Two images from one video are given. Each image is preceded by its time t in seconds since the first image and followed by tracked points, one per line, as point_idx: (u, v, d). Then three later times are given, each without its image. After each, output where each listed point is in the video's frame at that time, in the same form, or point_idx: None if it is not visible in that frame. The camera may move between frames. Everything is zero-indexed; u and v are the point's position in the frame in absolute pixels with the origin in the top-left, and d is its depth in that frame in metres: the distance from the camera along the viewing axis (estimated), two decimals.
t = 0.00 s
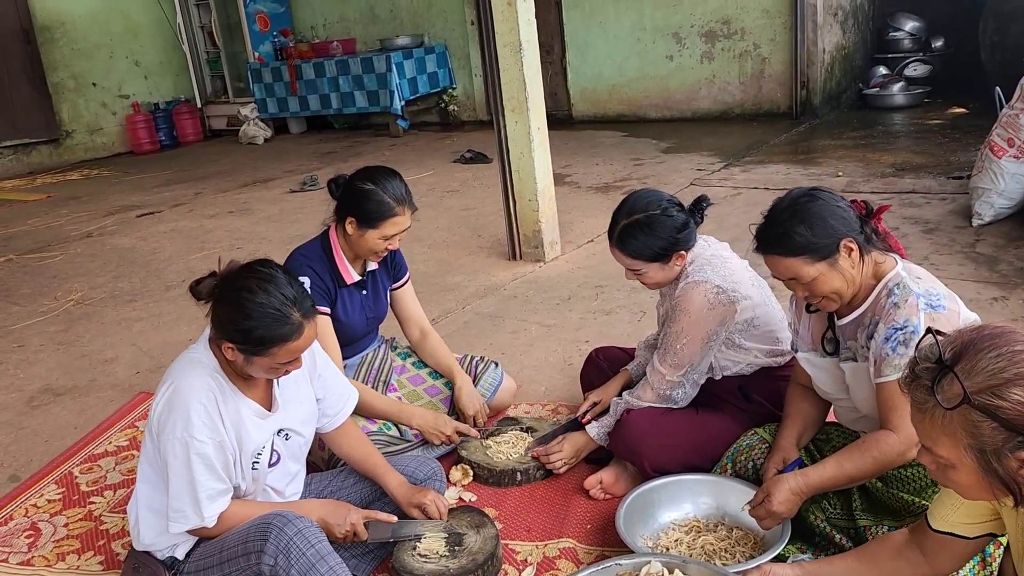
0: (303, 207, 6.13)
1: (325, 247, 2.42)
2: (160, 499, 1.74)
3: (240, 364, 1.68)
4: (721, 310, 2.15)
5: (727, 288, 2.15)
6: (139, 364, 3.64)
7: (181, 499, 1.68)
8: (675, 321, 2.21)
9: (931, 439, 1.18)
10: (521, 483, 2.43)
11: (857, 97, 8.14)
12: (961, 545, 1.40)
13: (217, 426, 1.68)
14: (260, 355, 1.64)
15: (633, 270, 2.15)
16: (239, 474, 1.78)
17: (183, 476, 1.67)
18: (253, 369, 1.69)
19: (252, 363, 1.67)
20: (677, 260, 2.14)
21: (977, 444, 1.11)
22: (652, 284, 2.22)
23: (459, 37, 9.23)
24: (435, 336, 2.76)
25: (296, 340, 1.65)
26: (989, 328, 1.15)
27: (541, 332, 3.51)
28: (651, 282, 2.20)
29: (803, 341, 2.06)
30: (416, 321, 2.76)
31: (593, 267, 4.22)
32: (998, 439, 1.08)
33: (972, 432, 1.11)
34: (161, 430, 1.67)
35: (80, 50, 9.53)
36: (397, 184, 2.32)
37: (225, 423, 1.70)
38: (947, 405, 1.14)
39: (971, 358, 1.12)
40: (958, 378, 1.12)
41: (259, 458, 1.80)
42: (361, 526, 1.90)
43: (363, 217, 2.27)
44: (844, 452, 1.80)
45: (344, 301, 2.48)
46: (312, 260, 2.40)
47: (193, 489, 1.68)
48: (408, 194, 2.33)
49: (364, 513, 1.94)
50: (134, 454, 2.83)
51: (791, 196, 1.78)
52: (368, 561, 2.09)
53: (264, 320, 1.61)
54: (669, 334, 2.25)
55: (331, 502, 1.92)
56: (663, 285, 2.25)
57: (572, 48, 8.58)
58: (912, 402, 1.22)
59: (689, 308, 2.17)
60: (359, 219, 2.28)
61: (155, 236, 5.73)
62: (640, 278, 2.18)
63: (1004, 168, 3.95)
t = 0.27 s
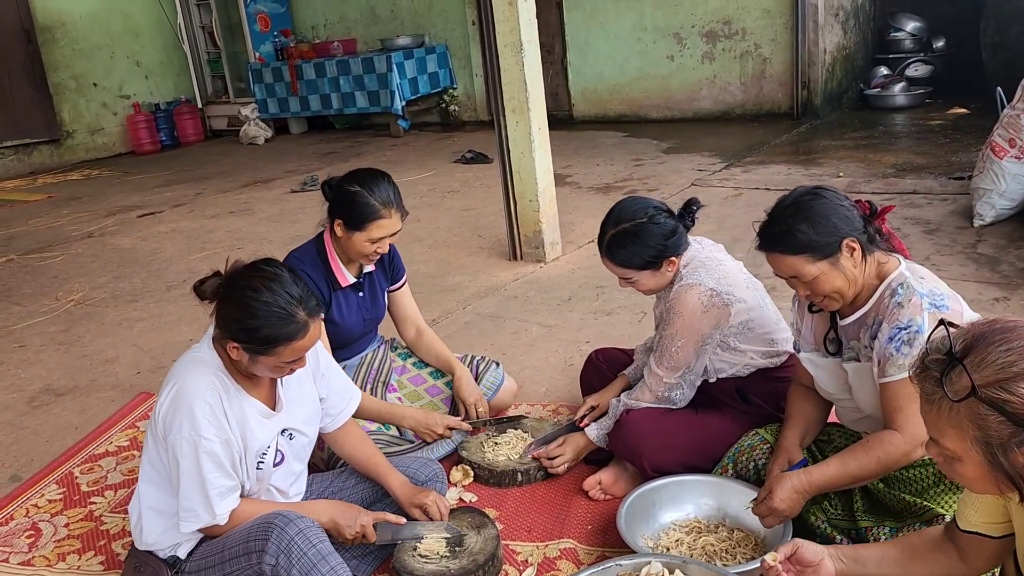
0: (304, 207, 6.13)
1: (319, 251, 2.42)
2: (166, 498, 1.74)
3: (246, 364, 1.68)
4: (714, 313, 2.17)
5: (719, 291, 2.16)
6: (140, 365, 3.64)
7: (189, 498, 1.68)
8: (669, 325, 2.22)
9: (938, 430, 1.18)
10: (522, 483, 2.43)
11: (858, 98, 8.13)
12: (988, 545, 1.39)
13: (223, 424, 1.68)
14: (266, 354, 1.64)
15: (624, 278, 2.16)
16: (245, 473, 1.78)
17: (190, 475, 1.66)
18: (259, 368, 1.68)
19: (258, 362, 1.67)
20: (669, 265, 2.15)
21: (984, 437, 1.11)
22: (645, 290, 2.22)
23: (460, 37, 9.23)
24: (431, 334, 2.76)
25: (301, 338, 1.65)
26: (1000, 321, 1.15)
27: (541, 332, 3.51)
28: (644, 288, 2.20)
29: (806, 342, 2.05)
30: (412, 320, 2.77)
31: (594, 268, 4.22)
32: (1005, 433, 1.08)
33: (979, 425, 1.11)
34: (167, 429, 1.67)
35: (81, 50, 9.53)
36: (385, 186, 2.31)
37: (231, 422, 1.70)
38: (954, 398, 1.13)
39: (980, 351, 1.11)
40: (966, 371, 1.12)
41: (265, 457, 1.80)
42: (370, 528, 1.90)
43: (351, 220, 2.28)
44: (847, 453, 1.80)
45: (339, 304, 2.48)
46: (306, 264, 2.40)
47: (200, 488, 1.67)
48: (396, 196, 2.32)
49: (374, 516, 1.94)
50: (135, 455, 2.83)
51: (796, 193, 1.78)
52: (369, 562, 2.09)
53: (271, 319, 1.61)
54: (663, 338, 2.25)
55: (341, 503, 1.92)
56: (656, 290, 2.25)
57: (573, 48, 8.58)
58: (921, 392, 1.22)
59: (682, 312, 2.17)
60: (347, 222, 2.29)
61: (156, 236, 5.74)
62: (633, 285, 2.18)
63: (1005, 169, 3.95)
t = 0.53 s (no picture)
0: (305, 207, 6.14)
1: (315, 262, 2.41)
2: (162, 499, 1.74)
3: (231, 358, 1.68)
4: (717, 313, 2.17)
5: (723, 292, 2.16)
6: (142, 364, 3.64)
7: (183, 499, 1.69)
8: (671, 324, 2.22)
9: (941, 436, 1.18)
10: (523, 483, 2.43)
11: (859, 98, 8.13)
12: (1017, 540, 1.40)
13: (214, 424, 1.68)
14: (248, 346, 1.65)
15: (627, 276, 2.16)
16: (240, 472, 1.78)
17: (184, 476, 1.67)
18: (244, 362, 1.69)
19: (242, 356, 1.67)
20: (672, 264, 2.15)
21: (986, 442, 1.11)
22: (648, 289, 2.22)
23: (462, 37, 9.23)
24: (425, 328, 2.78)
25: (283, 329, 1.66)
26: (1002, 325, 1.15)
27: (542, 332, 3.51)
28: (646, 287, 2.20)
29: (806, 343, 2.06)
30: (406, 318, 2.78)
31: (595, 268, 4.22)
32: (1008, 438, 1.08)
33: (981, 430, 1.11)
34: (160, 430, 1.67)
35: (82, 50, 9.55)
36: (375, 197, 2.29)
37: (223, 421, 1.70)
38: (957, 404, 1.14)
39: (981, 357, 1.12)
40: (968, 377, 1.13)
41: (259, 455, 1.80)
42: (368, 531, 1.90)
43: (342, 235, 2.27)
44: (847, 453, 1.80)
45: (339, 313, 2.47)
46: (302, 276, 2.40)
47: (195, 488, 1.68)
48: (387, 207, 2.30)
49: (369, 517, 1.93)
50: (136, 454, 2.84)
51: (794, 197, 1.78)
52: (370, 561, 2.09)
53: (250, 310, 1.62)
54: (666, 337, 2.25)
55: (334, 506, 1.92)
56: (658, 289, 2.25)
57: (574, 48, 8.58)
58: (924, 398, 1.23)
59: (685, 312, 2.17)
60: (339, 237, 2.29)
61: (157, 236, 5.74)
62: (635, 283, 2.18)
63: (1007, 169, 3.95)
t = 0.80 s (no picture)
0: (307, 206, 6.14)
1: (318, 275, 2.41)
2: (158, 501, 1.74)
3: (221, 355, 1.68)
4: (724, 314, 2.17)
5: (730, 292, 2.16)
6: (143, 364, 3.65)
7: (179, 501, 1.69)
8: (678, 322, 2.22)
9: (940, 427, 1.18)
10: (524, 483, 2.43)
11: (861, 98, 8.13)
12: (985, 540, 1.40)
13: (208, 425, 1.68)
14: (237, 343, 1.65)
15: (635, 270, 2.16)
16: (236, 472, 1.78)
17: (180, 478, 1.67)
18: (236, 360, 1.69)
19: (233, 353, 1.67)
20: (680, 261, 2.15)
21: (985, 434, 1.11)
22: (655, 285, 2.22)
23: (463, 37, 9.23)
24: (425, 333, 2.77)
25: (272, 324, 1.65)
26: (1001, 319, 1.15)
27: (544, 332, 3.51)
28: (654, 283, 2.20)
29: (806, 342, 2.06)
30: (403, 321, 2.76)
31: (596, 268, 4.22)
32: (1006, 430, 1.08)
33: (979, 421, 1.11)
34: (154, 433, 1.67)
35: (84, 50, 9.55)
36: (376, 214, 2.25)
37: (218, 422, 1.70)
38: (956, 395, 1.14)
39: (980, 349, 1.12)
40: (967, 368, 1.13)
41: (255, 456, 1.80)
42: (368, 517, 1.90)
43: (343, 253, 2.25)
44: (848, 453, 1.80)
45: (341, 324, 2.47)
46: (305, 289, 2.39)
47: (191, 490, 1.68)
48: (388, 224, 2.26)
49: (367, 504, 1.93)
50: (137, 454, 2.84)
51: (798, 194, 1.79)
52: (371, 560, 2.10)
53: (237, 305, 1.62)
54: (672, 335, 2.25)
55: (332, 496, 1.93)
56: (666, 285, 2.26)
57: (576, 48, 8.58)
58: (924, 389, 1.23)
59: (692, 311, 2.17)
60: (340, 255, 2.26)
61: (159, 235, 5.75)
62: (644, 278, 2.19)
63: (1008, 169, 3.95)
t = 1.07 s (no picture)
0: (309, 206, 6.15)
1: (322, 283, 2.40)
2: (159, 500, 1.75)
3: (221, 355, 1.69)
4: (729, 315, 2.17)
5: (737, 293, 2.16)
6: (145, 363, 3.65)
7: (178, 500, 1.70)
8: (684, 321, 2.22)
9: (928, 439, 1.19)
10: (525, 482, 2.44)
11: (863, 99, 8.12)
12: (950, 546, 1.40)
13: (209, 424, 1.69)
14: (237, 343, 1.65)
15: (642, 265, 2.16)
16: (236, 472, 1.79)
17: (179, 477, 1.68)
18: (236, 360, 1.69)
19: (233, 353, 1.68)
20: (688, 259, 2.15)
21: (973, 444, 1.11)
22: (662, 282, 2.22)
23: (465, 37, 9.24)
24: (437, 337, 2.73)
25: (271, 324, 1.66)
26: (985, 330, 1.16)
27: (545, 332, 3.51)
28: (660, 280, 2.21)
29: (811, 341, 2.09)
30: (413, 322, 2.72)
31: (598, 268, 4.22)
32: (993, 439, 1.09)
33: (966, 432, 1.11)
34: (154, 432, 1.68)
35: (87, 49, 9.56)
36: (382, 230, 2.22)
37: (218, 421, 1.71)
38: (942, 406, 1.14)
39: (965, 359, 1.13)
40: (951, 378, 1.13)
41: (256, 455, 1.81)
42: (362, 518, 1.91)
43: (347, 269, 2.23)
44: (852, 454, 1.80)
45: (344, 331, 2.47)
46: (308, 297, 2.39)
47: (190, 489, 1.69)
48: (394, 242, 2.23)
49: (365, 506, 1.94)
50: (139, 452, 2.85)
51: (806, 190, 1.79)
52: (373, 559, 2.10)
53: (236, 305, 1.63)
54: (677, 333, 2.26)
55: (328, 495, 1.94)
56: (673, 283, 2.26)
57: (577, 48, 8.59)
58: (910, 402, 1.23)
59: (698, 311, 2.18)
60: (344, 270, 2.24)
61: (160, 235, 5.76)
62: (651, 274, 2.19)
63: (1009, 170, 3.94)
